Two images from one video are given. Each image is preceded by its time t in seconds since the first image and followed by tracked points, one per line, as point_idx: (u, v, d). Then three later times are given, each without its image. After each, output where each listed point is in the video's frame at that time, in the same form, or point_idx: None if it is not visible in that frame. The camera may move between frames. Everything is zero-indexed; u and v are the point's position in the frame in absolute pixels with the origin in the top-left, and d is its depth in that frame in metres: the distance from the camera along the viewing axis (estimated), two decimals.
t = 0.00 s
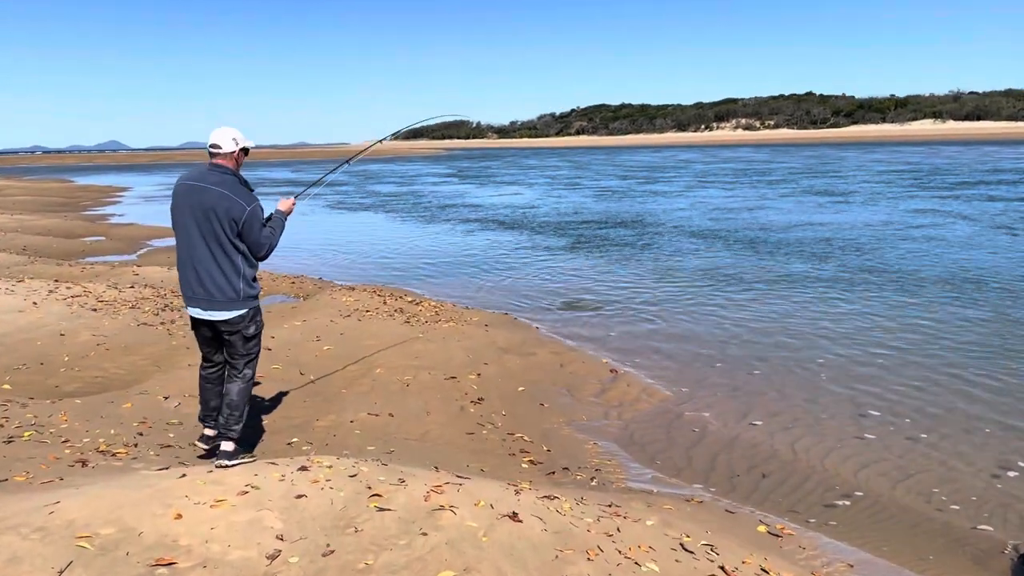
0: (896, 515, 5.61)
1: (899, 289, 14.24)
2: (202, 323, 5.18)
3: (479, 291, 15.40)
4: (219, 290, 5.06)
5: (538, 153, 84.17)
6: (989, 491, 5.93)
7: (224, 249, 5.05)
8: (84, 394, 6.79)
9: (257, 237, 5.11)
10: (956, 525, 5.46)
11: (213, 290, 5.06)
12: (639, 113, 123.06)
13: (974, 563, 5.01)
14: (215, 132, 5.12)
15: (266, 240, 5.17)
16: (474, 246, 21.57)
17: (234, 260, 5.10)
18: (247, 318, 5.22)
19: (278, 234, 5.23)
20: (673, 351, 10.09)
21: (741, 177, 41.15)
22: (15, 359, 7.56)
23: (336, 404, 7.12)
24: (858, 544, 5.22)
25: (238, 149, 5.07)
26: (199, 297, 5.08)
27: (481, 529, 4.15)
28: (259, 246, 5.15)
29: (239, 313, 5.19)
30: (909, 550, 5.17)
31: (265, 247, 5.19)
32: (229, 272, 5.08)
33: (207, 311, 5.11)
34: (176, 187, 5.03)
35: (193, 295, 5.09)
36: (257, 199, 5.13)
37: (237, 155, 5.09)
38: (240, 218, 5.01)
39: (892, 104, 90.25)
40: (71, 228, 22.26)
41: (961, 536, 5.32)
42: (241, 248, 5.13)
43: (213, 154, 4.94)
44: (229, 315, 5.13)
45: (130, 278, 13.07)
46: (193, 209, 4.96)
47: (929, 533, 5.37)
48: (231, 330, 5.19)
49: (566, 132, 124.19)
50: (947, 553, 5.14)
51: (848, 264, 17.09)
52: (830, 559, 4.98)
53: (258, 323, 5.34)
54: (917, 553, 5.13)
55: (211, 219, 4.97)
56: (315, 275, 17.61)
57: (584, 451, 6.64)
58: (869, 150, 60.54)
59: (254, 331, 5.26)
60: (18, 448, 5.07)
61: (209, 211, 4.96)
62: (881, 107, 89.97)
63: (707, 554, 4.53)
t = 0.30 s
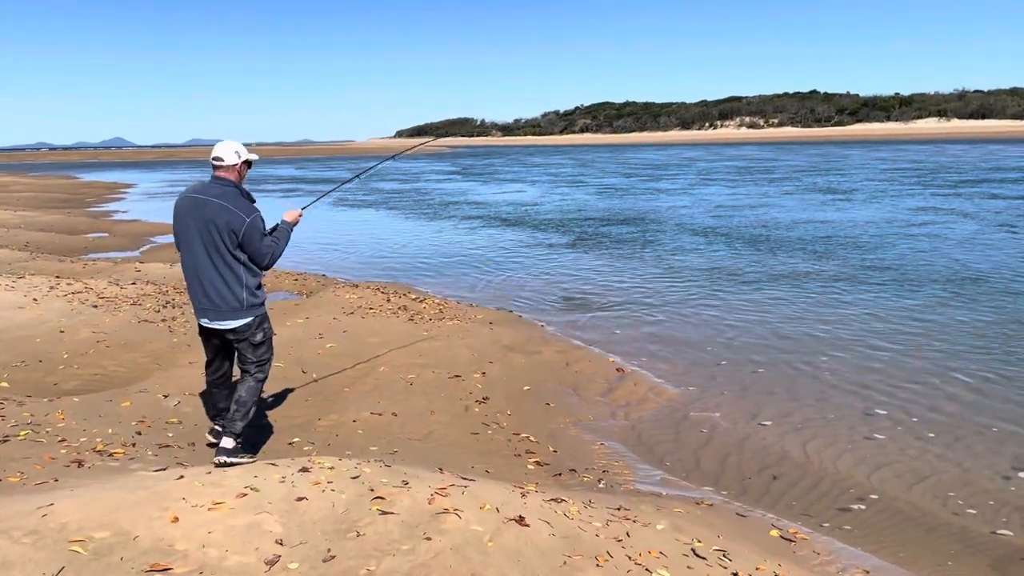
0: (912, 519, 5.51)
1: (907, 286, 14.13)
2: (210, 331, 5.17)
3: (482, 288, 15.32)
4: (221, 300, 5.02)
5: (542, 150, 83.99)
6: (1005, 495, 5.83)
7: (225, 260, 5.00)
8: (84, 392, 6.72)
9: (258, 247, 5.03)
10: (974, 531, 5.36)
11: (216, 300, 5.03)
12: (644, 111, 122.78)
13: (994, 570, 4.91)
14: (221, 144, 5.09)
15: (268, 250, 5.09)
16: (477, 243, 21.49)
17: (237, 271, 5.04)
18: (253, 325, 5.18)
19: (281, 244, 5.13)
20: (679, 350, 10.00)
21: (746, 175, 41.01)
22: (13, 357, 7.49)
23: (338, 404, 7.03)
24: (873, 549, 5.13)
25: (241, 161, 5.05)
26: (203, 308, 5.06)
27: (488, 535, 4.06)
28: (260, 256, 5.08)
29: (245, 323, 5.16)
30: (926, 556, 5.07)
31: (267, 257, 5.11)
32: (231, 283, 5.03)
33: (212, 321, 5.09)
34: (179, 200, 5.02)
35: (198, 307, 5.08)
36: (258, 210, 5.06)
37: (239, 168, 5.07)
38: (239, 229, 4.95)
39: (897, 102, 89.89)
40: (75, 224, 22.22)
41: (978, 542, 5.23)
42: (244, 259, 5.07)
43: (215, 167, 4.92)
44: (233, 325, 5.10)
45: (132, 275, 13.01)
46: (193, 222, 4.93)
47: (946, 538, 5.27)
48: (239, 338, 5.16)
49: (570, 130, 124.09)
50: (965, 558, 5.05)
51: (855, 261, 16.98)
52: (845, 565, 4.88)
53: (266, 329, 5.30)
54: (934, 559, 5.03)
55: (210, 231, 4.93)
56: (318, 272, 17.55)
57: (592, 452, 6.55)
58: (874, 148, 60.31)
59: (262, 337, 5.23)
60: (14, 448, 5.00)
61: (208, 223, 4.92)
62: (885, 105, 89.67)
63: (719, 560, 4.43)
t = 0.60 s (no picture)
0: (937, 531, 5.39)
1: (918, 286, 13.99)
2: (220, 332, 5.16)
3: (489, 287, 15.22)
4: (230, 302, 5.01)
5: (548, 149, 83.77)
6: None
7: (233, 261, 4.99)
8: (86, 394, 6.63)
9: (264, 248, 5.01)
10: (1000, 544, 5.23)
11: (225, 302, 5.02)
12: (651, 109, 122.47)
13: None
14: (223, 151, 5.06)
15: (274, 251, 5.04)
16: (483, 242, 21.38)
17: (245, 272, 5.03)
18: (263, 323, 5.18)
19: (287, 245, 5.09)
20: (689, 351, 9.88)
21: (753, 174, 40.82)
22: (14, 357, 7.41)
23: (345, 407, 6.93)
24: (898, 562, 5.00)
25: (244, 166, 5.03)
26: (213, 310, 5.05)
27: (502, 549, 3.96)
28: (266, 258, 5.05)
29: (255, 322, 5.15)
30: (952, 569, 4.94)
31: (274, 258, 5.07)
32: (240, 283, 5.02)
33: (222, 322, 5.08)
34: (186, 205, 5.03)
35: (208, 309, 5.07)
36: (264, 212, 5.05)
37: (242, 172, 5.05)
38: (245, 230, 4.94)
39: (905, 102, 89.47)
40: (80, 221, 22.15)
41: (1005, 556, 5.10)
42: (251, 260, 5.05)
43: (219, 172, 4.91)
44: (243, 325, 5.08)
45: (137, 273, 12.93)
46: (200, 225, 4.93)
47: (972, 551, 5.15)
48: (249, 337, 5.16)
49: (577, 128, 123.94)
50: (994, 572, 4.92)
51: (865, 261, 16.83)
52: None
53: (275, 327, 5.29)
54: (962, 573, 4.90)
55: (217, 234, 4.93)
56: (325, 270, 17.48)
57: (605, 459, 6.44)
58: (882, 148, 59.95)
59: (272, 335, 5.23)
60: (12, 452, 4.91)
61: (215, 226, 4.92)
62: (893, 105, 89.24)
63: None
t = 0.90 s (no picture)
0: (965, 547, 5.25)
1: (931, 288, 13.84)
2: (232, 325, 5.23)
3: (497, 288, 15.12)
4: (246, 292, 5.09)
5: (556, 149, 83.53)
6: None
7: (248, 253, 5.07)
8: (89, 397, 6.55)
9: (278, 239, 5.09)
10: None
11: (241, 292, 5.10)
12: (659, 110, 122.13)
13: None
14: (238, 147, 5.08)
15: (288, 243, 5.12)
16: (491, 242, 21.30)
17: (259, 263, 5.11)
18: (275, 315, 5.29)
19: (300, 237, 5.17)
20: (701, 355, 9.76)
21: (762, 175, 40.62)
22: (17, 358, 7.33)
23: (353, 412, 6.84)
24: None
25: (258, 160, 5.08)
26: (228, 301, 5.12)
27: (517, 565, 3.86)
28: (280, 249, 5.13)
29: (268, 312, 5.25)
30: None
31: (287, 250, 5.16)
32: (255, 274, 5.11)
33: (237, 313, 5.16)
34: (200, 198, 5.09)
35: (223, 299, 5.15)
36: (277, 204, 5.12)
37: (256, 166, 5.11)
38: (260, 222, 5.01)
39: (916, 103, 88.98)
40: (89, 220, 22.12)
41: None
42: (265, 251, 5.14)
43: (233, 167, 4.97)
44: (258, 315, 5.18)
45: (143, 273, 12.86)
46: (215, 219, 5.00)
47: (1000, 567, 5.01)
48: (261, 329, 5.27)
49: (585, 128, 123.72)
50: None
51: (877, 263, 16.67)
52: None
53: (285, 320, 5.42)
54: None
55: (232, 227, 5.00)
56: (333, 270, 17.40)
57: (619, 468, 6.33)
58: (892, 149, 59.64)
59: (283, 328, 5.36)
60: (12, 459, 4.83)
61: (230, 219, 5.00)
62: (904, 106, 88.72)
63: None
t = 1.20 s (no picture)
0: (1004, 567, 5.09)
1: (954, 294, 13.64)
2: (269, 331, 5.33)
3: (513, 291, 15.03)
4: (279, 303, 5.20)
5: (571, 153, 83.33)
6: None
7: (281, 265, 5.17)
8: (103, 402, 6.50)
9: (310, 252, 5.19)
10: None
11: (274, 303, 5.21)
12: (675, 112, 121.76)
13: None
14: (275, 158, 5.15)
15: (319, 256, 5.24)
16: (506, 245, 21.22)
17: (292, 275, 5.21)
18: (310, 323, 5.38)
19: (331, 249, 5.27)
20: (721, 362, 9.63)
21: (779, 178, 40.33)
22: (31, 362, 7.29)
23: (370, 419, 6.76)
24: None
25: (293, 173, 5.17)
26: (262, 310, 5.24)
27: None
28: (312, 261, 5.23)
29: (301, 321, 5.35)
30: None
31: (319, 262, 5.26)
32: (288, 285, 5.21)
33: (270, 322, 5.27)
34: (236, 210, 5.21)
35: (257, 309, 5.26)
36: (311, 217, 5.22)
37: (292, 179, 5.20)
38: (293, 236, 5.11)
39: (935, 106, 88.24)
40: (105, 221, 22.18)
41: None
42: (298, 263, 5.24)
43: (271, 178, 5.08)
44: (291, 324, 5.28)
45: (159, 275, 12.85)
46: (250, 231, 5.11)
47: None
48: (297, 334, 5.35)
49: (600, 131, 123.45)
50: None
51: (897, 267, 16.46)
52: None
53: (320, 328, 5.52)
54: None
55: (266, 239, 5.11)
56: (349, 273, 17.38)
57: (642, 479, 6.22)
58: (909, 152, 59.09)
59: (317, 335, 5.46)
60: (24, 467, 4.77)
61: (264, 231, 5.10)
62: (922, 109, 87.97)
63: None
